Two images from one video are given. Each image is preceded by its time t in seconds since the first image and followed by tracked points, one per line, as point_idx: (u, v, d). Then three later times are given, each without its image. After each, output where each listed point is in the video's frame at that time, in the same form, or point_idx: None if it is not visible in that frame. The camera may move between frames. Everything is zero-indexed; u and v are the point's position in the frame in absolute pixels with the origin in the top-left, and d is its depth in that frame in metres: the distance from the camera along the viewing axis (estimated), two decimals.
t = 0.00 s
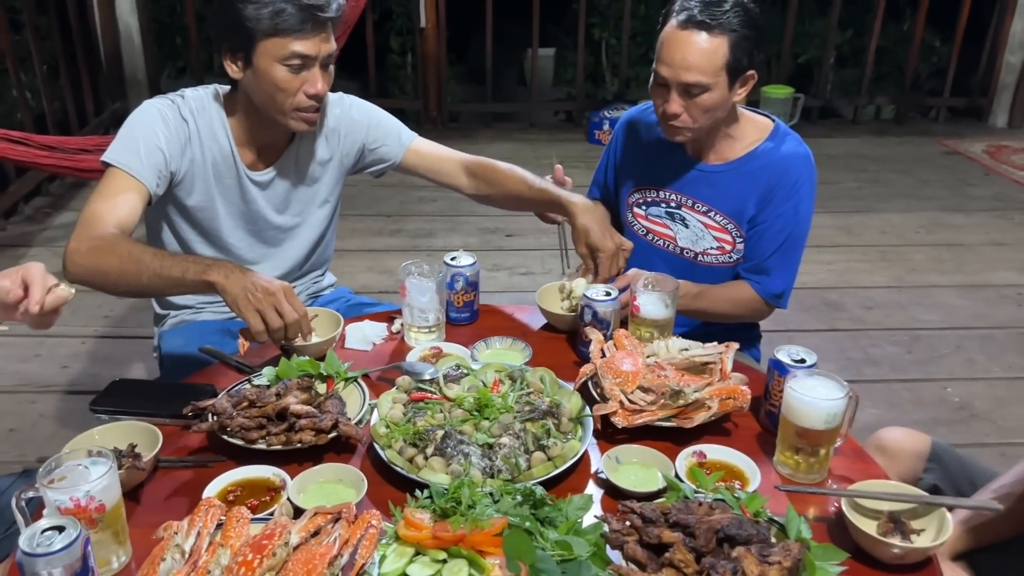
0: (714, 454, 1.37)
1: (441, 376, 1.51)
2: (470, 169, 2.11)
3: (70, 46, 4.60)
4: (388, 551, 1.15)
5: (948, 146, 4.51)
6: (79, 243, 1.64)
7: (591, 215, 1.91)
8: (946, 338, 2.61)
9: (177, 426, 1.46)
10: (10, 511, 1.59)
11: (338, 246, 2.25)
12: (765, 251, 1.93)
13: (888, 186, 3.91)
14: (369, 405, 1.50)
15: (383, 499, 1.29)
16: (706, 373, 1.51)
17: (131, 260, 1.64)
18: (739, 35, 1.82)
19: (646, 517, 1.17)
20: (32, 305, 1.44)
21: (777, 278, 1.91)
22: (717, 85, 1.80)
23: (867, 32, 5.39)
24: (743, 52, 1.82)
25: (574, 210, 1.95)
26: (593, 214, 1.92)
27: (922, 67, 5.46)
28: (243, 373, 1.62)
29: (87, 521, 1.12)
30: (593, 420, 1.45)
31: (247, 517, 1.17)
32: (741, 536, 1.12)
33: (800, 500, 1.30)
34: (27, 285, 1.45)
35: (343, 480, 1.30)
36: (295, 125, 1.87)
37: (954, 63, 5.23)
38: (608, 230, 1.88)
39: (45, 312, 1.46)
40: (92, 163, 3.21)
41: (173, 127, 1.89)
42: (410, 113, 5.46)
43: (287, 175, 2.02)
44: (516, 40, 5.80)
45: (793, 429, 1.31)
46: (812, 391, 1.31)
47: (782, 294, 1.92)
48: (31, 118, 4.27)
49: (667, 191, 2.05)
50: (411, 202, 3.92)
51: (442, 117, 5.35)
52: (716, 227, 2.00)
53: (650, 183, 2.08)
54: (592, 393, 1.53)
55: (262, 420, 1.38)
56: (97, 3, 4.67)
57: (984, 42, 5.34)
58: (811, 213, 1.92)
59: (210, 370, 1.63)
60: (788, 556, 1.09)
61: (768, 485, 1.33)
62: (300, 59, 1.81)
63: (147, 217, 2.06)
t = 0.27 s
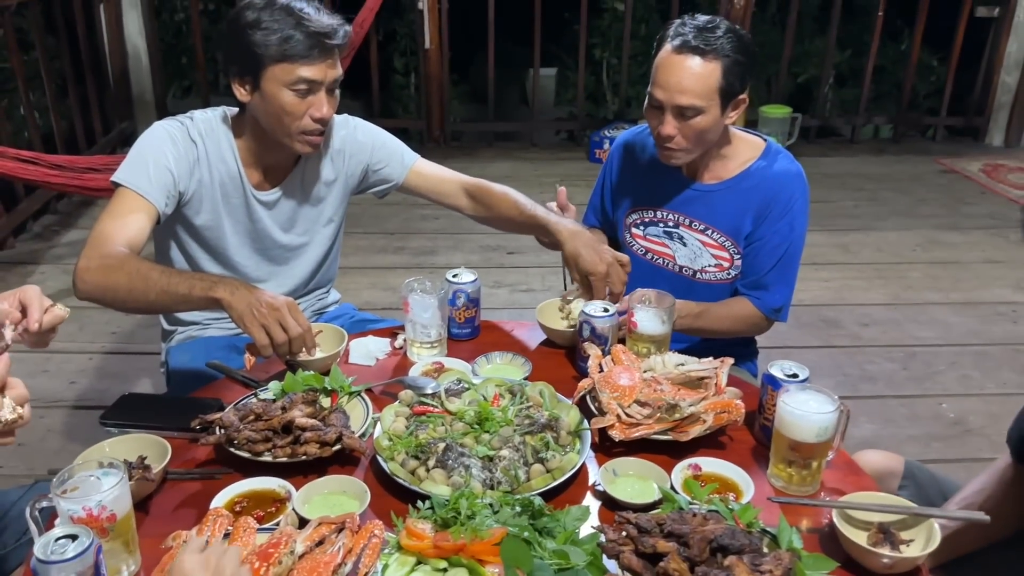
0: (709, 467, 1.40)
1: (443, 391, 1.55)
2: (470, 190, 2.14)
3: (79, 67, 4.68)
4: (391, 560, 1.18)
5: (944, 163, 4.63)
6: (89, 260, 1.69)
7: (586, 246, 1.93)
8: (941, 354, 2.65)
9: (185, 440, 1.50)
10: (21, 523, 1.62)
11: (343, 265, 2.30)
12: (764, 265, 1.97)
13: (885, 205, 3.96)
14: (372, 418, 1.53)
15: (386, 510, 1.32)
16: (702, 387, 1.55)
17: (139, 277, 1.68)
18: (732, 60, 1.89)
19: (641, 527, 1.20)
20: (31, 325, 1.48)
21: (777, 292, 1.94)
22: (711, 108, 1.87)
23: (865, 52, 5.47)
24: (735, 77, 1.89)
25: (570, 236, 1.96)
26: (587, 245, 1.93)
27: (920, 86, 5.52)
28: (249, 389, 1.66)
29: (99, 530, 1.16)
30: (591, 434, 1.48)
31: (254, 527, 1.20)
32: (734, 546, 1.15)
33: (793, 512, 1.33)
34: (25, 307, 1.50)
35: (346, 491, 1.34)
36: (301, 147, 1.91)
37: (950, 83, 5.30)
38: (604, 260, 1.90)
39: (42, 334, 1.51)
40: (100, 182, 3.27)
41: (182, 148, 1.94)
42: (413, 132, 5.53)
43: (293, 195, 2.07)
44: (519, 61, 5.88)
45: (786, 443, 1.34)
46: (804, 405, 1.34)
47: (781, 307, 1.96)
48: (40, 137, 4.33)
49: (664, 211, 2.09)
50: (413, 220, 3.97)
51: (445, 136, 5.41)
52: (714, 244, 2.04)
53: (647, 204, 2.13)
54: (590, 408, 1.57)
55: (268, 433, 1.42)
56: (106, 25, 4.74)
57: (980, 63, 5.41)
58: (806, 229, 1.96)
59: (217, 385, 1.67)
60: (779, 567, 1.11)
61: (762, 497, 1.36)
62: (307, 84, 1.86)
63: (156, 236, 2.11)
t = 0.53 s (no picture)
0: (693, 477, 1.42)
1: (431, 403, 1.57)
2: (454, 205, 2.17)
3: (80, 81, 4.72)
4: (376, 569, 1.20)
5: (938, 178, 4.78)
6: (82, 267, 1.73)
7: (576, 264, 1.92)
8: (931, 367, 2.73)
9: (177, 450, 1.52)
10: (15, 533, 1.64)
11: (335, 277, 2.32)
12: (755, 279, 1.99)
13: (877, 220, 4.10)
14: (361, 429, 1.55)
15: (374, 519, 1.34)
16: (687, 399, 1.57)
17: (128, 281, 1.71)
18: (713, 77, 1.92)
19: (623, 536, 1.22)
20: (17, 340, 1.50)
21: (770, 305, 1.97)
22: (694, 125, 1.90)
23: (859, 68, 5.53)
24: (717, 95, 1.92)
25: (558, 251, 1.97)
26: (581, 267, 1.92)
27: (915, 101, 5.57)
28: (241, 400, 1.68)
29: (89, 538, 1.17)
30: (578, 445, 1.50)
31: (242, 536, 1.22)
32: (715, 555, 1.16)
33: (775, 523, 1.34)
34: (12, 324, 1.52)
35: (335, 501, 1.35)
36: (274, 166, 1.95)
37: (944, 98, 5.35)
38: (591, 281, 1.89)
39: (31, 349, 1.53)
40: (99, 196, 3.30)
41: (173, 159, 1.98)
42: (412, 146, 5.56)
43: (283, 207, 2.10)
44: (517, 76, 5.94)
45: (768, 453, 1.36)
46: (785, 417, 1.36)
47: (773, 320, 1.98)
48: (41, 151, 4.36)
49: (653, 227, 2.12)
50: (410, 234, 4.01)
51: (442, 151, 5.45)
52: (703, 259, 2.07)
53: (636, 220, 2.15)
54: (577, 420, 1.59)
55: (258, 443, 1.44)
56: (107, 40, 4.77)
57: (973, 78, 5.47)
58: (794, 242, 1.99)
59: (209, 397, 1.69)
60: (757, 575, 1.13)
61: (745, 507, 1.38)
62: (278, 105, 1.89)
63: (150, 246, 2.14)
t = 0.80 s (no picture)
0: (678, 486, 1.43)
1: (419, 411, 1.58)
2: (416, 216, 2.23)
3: (77, 90, 4.74)
4: None
5: (932, 188, 4.81)
6: (55, 272, 1.78)
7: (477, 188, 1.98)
8: (922, 377, 2.75)
9: (164, 457, 1.52)
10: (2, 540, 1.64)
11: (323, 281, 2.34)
12: (744, 290, 2.01)
13: (870, 229, 4.13)
14: (348, 437, 1.56)
15: (359, 526, 1.35)
16: (674, 408, 1.58)
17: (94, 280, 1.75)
18: (701, 89, 1.94)
19: (605, 544, 1.22)
20: None
21: (759, 315, 1.98)
22: (682, 136, 1.91)
23: (855, 78, 5.56)
24: (705, 105, 1.94)
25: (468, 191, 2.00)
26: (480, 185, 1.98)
27: (910, 111, 5.60)
28: (229, 408, 1.68)
29: (73, 545, 1.18)
30: (564, 453, 1.51)
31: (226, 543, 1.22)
32: (696, 562, 1.16)
33: (758, 531, 1.35)
34: None
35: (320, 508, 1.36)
36: (242, 167, 1.99)
37: (939, 108, 5.38)
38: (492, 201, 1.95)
39: (15, 360, 1.53)
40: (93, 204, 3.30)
41: (152, 163, 2.01)
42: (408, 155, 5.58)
43: (263, 208, 2.12)
44: (514, 86, 5.97)
45: (752, 462, 1.36)
46: (769, 425, 1.36)
47: (762, 330, 1.99)
48: (37, 160, 4.37)
49: (641, 237, 2.13)
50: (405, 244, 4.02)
51: (438, 160, 5.46)
52: (692, 269, 2.08)
53: (624, 230, 2.17)
54: (564, 428, 1.60)
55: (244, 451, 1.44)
56: (103, 48, 4.77)
57: (968, 88, 5.50)
58: (783, 252, 2.00)
59: (198, 405, 1.70)
60: None
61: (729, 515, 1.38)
62: (241, 108, 1.93)
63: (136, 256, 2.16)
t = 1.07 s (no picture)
0: (675, 489, 1.43)
1: (417, 414, 1.58)
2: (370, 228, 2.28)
3: (77, 93, 4.75)
4: None
5: (930, 193, 4.82)
6: (65, 294, 1.81)
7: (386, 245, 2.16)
8: (919, 381, 2.76)
9: (162, 460, 1.52)
10: None
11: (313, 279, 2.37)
12: (740, 295, 2.01)
13: (868, 234, 4.14)
14: (346, 440, 1.56)
15: (356, 529, 1.35)
16: (672, 412, 1.58)
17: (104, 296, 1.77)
18: (703, 95, 1.94)
19: (602, 547, 1.22)
20: None
21: (755, 321, 1.98)
22: (684, 142, 1.92)
23: (853, 83, 5.57)
24: (706, 111, 1.94)
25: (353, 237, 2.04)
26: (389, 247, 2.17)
27: (908, 117, 5.61)
28: (227, 410, 1.68)
29: (70, 547, 1.18)
30: (561, 457, 1.51)
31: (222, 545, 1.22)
32: (693, 565, 1.16)
33: (755, 534, 1.35)
34: None
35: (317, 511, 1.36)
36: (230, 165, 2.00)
37: (937, 113, 5.39)
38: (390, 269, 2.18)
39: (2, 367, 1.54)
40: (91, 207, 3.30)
41: (142, 166, 2.02)
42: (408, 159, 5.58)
43: (254, 205, 2.15)
44: (513, 91, 5.99)
45: (749, 465, 1.36)
46: (767, 429, 1.36)
47: (758, 336, 1.99)
48: (36, 163, 4.38)
49: (639, 241, 2.14)
50: (404, 248, 4.03)
51: (437, 164, 5.46)
52: (689, 274, 2.08)
53: (622, 234, 2.17)
54: (561, 431, 1.60)
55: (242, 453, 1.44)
56: (103, 51, 4.78)
57: (966, 95, 5.51)
58: (780, 259, 2.00)
59: (195, 408, 1.70)
60: None
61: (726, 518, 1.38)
62: (226, 106, 1.93)
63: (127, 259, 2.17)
